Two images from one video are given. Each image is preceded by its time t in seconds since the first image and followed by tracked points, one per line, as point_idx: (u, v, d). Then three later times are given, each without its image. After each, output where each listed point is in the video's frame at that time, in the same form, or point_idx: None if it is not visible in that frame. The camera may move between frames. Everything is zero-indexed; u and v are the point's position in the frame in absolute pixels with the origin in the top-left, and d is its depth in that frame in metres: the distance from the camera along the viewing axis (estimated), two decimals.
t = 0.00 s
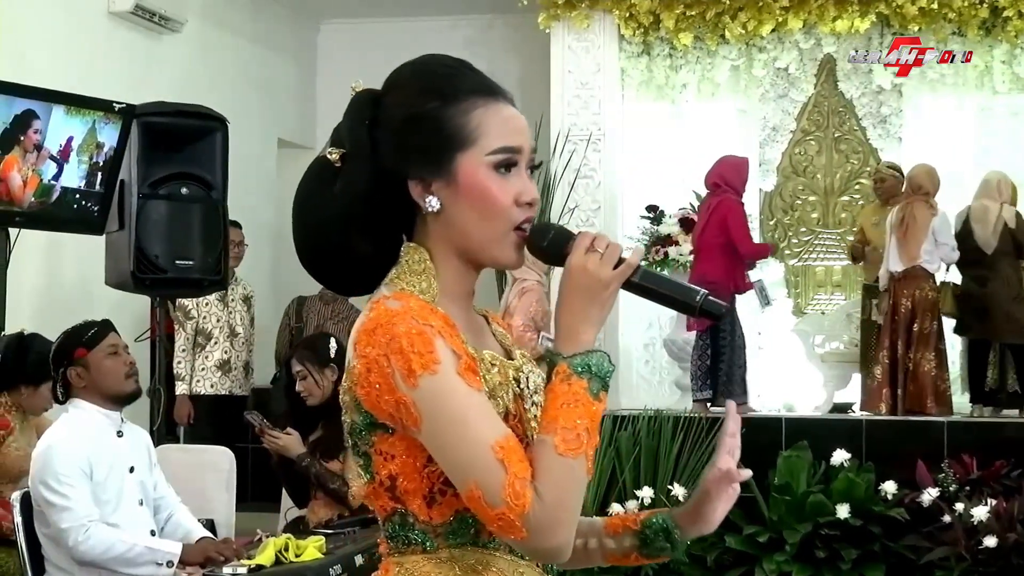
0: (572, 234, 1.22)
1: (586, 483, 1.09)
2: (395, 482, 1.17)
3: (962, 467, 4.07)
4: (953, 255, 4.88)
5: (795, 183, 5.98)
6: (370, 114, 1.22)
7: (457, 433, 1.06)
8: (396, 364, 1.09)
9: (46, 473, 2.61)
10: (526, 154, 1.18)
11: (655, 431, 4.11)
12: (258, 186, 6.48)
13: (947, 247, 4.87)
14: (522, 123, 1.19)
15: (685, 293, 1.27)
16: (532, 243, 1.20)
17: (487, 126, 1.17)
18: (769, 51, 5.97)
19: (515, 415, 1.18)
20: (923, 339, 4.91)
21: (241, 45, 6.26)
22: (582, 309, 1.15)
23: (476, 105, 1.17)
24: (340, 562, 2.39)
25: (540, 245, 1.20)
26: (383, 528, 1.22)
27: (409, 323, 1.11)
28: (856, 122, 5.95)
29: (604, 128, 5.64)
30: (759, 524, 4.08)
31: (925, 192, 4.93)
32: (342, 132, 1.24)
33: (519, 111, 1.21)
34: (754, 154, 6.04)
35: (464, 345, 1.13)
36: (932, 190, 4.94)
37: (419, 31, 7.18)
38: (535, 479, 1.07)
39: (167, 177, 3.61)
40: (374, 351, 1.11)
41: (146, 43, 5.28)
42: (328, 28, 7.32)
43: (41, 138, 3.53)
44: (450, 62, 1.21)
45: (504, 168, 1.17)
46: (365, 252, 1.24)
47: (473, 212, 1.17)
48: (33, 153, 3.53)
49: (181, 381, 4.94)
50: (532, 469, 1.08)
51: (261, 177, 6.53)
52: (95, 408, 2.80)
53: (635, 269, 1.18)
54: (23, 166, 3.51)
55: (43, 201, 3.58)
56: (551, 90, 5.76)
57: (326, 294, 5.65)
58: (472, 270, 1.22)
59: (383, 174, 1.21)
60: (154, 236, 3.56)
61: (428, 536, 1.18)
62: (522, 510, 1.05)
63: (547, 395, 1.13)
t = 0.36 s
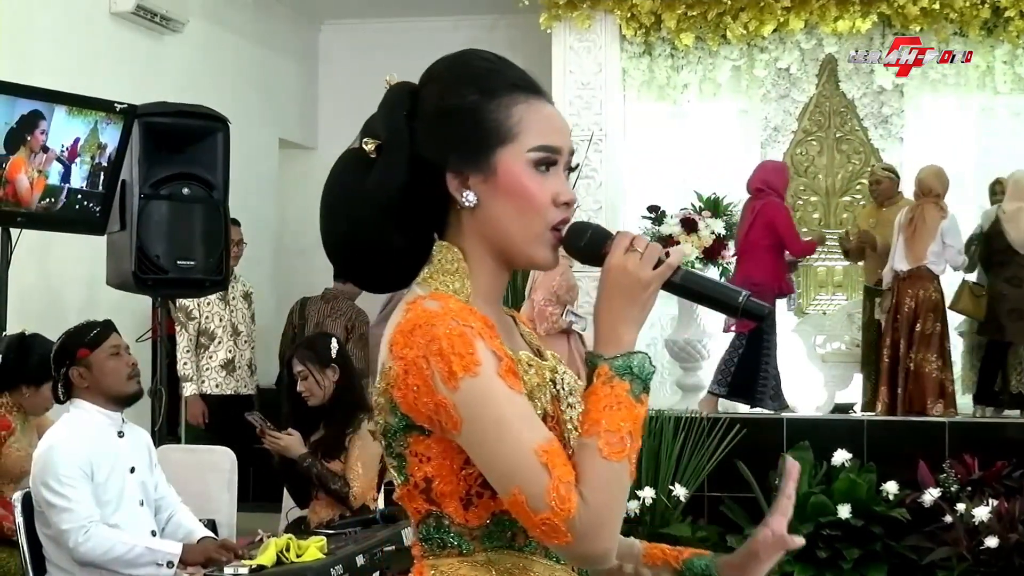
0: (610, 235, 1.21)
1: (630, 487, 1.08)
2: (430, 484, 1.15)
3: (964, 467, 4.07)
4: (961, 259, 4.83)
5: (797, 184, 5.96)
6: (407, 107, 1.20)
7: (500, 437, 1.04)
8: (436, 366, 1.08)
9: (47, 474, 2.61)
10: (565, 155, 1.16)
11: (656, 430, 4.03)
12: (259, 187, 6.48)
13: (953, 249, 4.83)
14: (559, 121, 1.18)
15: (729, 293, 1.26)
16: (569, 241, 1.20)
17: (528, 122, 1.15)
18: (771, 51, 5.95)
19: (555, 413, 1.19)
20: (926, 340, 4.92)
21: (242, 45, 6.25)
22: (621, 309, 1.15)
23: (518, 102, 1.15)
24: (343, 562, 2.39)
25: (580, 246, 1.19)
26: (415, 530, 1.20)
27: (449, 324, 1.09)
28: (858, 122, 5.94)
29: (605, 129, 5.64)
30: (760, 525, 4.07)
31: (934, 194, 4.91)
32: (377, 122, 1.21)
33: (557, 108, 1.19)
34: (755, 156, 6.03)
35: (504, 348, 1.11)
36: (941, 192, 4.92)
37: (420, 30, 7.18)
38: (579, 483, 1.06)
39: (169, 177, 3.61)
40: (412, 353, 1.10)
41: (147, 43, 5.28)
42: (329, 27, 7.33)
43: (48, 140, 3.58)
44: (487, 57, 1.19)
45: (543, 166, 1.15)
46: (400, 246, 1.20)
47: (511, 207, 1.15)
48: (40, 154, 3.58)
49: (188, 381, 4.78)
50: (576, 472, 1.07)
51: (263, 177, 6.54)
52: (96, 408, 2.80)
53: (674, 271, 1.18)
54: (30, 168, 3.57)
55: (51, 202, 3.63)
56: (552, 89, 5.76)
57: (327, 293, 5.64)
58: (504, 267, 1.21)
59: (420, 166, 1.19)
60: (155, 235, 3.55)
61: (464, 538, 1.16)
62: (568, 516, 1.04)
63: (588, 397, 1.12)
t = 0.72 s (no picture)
0: (656, 232, 1.18)
1: (684, 487, 1.07)
2: (476, 487, 1.13)
3: (963, 467, 4.07)
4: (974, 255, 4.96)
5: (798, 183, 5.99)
6: (446, 103, 1.17)
7: (558, 436, 1.02)
8: (489, 365, 1.05)
9: (47, 474, 2.62)
10: (609, 150, 1.14)
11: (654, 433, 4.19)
12: (259, 187, 6.48)
13: (969, 245, 4.96)
14: (601, 115, 1.15)
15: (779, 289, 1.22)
16: (613, 237, 1.18)
17: (572, 117, 1.13)
18: (771, 52, 5.95)
19: (603, 415, 1.18)
20: (941, 344, 4.97)
21: (242, 45, 6.25)
22: (672, 306, 1.12)
23: (561, 96, 1.14)
24: (341, 563, 2.39)
25: (625, 244, 1.18)
26: (455, 536, 1.18)
27: (501, 321, 1.07)
28: (858, 123, 5.96)
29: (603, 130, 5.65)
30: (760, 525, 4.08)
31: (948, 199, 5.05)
32: (413, 118, 1.17)
33: (595, 103, 1.17)
34: (756, 155, 6.01)
35: (555, 347, 1.09)
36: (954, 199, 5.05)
37: (420, 31, 7.18)
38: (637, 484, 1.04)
39: (169, 177, 3.61)
40: (462, 351, 1.07)
41: (147, 43, 5.28)
42: (329, 27, 7.33)
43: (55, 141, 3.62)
44: (524, 50, 1.16)
45: (587, 161, 1.13)
46: (444, 244, 1.19)
47: (557, 204, 1.12)
48: (45, 156, 3.62)
49: (187, 385, 4.89)
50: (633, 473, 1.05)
51: (263, 178, 6.54)
52: (96, 408, 2.81)
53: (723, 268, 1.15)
54: (36, 169, 3.62)
55: (56, 203, 3.66)
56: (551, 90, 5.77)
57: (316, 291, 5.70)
58: (546, 266, 1.18)
59: (462, 162, 1.16)
60: (155, 236, 3.55)
61: (510, 543, 1.13)
62: (627, 517, 1.02)
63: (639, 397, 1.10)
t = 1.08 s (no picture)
0: (687, 233, 1.17)
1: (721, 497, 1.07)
2: (509, 493, 1.13)
3: (963, 467, 4.06)
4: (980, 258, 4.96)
5: (797, 183, 5.99)
6: (471, 102, 1.16)
7: (595, 445, 1.02)
8: (525, 372, 1.05)
9: (45, 475, 2.62)
10: (637, 150, 1.14)
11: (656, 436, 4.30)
12: (259, 187, 6.49)
13: (975, 249, 4.97)
14: (632, 114, 1.15)
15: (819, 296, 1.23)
16: (645, 243, 1.15)
17: (603, 119, 1.12)
18: (769, 52, 5.95)
19: (636, 421, 1.17)
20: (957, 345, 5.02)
21: (241, 45, 6.25)
22: (708, 311, 1.13)
23: (592, 98, 1.12)
24: (340, 563, 2.38)
25: (659, 244, 1.15)
26: (484, 540, 1.18)
27: (539, 327, 1.08)
28: (857, 123, 5.95)
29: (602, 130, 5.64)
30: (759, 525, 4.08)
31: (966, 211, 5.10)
32: (437, 120, 1.17)
33: (624, 98, 1.16)
34: (754, 154, 6.02)
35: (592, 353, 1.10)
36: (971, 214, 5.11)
37: (419, 31, 7.17)
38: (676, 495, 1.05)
39: (169, 177, 3.62)
40: (498, 356, 1.08)
41: (147, 43, 5.28)
42: (329, 27, 7.32)
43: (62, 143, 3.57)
44: (549, 45, 1.14)
45: (618, 164, 1.13)
46: (469, 248, 1.19)
47: (589, 210, 1.12)
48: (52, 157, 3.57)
49: (197, 384, 5.01)
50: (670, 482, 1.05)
51: (263, 178, 6.54)
52: (93, 411, 2.80)
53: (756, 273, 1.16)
54: (43, 171, 3.58)
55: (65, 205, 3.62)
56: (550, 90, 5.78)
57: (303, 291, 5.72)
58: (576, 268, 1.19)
59: (490, 166, 1.15)
60: (155, 236, 3.55)
61: (541, 551, 1.14)
62: (664, 529, 1.02)
63: (675, 404, 1.12)
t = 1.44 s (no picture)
0: (706, 239, 1.18)
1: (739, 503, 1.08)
2: (525, 495, 1.14)
3: (962, 468, 4.06)
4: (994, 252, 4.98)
5: (796, 184, 6.00)
6: (481, 106, 1.16)
7: (615, 450, 1.02)
8: (546, 373, 1.05)
9: (46, 475, 2.62)
10: (650, 151, 1.14)
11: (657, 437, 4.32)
12: (258, 187, 6.49)
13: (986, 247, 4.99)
14: (645, 113, 1.14)
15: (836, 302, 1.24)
16: (663, 242, 1.17)
17: (615, 122, 1.11)
18: (769, 52, 5.95)
19: (653, 426, 1.17)
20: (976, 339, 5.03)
21: (241, 45, 6.24)
22: (724, 316, 1.13)
23: (604, 99, 1.11)
24: (339, 563, 2.38)
25: (674, 250, 1.17)
26: (497, 544, 1.18)
27: (560, 328, 1.08)
28: (857, 124, 5.95)
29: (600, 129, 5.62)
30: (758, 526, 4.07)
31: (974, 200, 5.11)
32: (448, 125, 1.17)
33: (636, 98, 1.15)
34: (754, 155, 6.03)
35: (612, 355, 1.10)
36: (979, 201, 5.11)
37: (418, 31, 7.17)
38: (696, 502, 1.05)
39: (169, 177, 3.61)
40: (518, 357, 1.08)
41: (146, 43, 5.28)
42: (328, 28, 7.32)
43: (63, 143, 3.48)
44: (559, 46, 1.14)
45: (631, 164, 1.12)
46: (479, 254, 1.19)
47: (603, 212, 1.12)
48: (55, 159, 3.47)
49: (219, 378, 5.01)
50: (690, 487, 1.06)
51: (262, 178, 6.54)
52: (92, 411, 2.80)
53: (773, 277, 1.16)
54: (47, 173, 3.48)
55: (66, 205, 3.53)
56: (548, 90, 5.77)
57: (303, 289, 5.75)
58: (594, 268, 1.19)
59: (502, 170, 1.16)
60: (155, 236, 3.55)
61: (555, 555, 1.14)
62: (684, 535, 1.03)
63: (693, 408, 1.12)
